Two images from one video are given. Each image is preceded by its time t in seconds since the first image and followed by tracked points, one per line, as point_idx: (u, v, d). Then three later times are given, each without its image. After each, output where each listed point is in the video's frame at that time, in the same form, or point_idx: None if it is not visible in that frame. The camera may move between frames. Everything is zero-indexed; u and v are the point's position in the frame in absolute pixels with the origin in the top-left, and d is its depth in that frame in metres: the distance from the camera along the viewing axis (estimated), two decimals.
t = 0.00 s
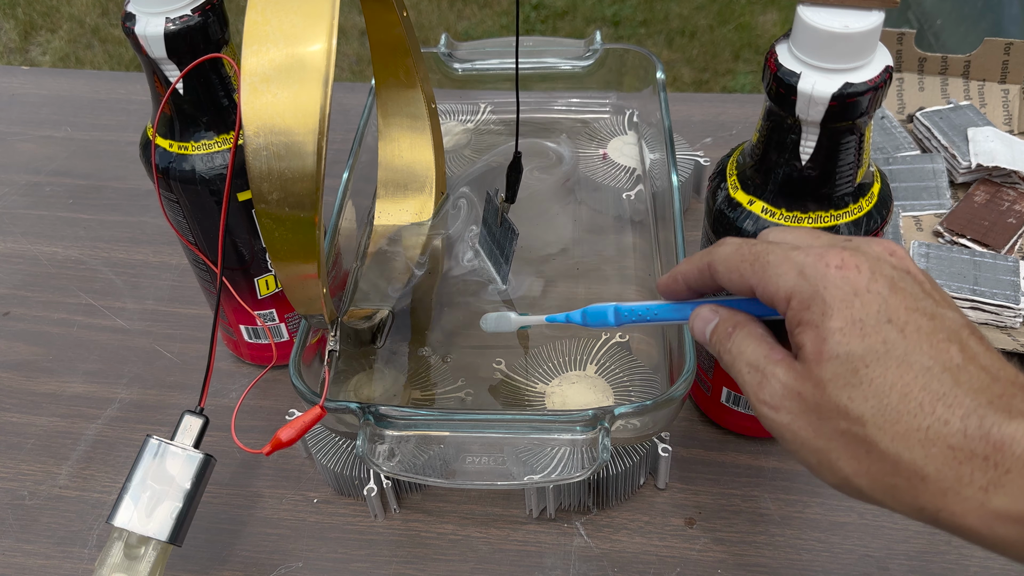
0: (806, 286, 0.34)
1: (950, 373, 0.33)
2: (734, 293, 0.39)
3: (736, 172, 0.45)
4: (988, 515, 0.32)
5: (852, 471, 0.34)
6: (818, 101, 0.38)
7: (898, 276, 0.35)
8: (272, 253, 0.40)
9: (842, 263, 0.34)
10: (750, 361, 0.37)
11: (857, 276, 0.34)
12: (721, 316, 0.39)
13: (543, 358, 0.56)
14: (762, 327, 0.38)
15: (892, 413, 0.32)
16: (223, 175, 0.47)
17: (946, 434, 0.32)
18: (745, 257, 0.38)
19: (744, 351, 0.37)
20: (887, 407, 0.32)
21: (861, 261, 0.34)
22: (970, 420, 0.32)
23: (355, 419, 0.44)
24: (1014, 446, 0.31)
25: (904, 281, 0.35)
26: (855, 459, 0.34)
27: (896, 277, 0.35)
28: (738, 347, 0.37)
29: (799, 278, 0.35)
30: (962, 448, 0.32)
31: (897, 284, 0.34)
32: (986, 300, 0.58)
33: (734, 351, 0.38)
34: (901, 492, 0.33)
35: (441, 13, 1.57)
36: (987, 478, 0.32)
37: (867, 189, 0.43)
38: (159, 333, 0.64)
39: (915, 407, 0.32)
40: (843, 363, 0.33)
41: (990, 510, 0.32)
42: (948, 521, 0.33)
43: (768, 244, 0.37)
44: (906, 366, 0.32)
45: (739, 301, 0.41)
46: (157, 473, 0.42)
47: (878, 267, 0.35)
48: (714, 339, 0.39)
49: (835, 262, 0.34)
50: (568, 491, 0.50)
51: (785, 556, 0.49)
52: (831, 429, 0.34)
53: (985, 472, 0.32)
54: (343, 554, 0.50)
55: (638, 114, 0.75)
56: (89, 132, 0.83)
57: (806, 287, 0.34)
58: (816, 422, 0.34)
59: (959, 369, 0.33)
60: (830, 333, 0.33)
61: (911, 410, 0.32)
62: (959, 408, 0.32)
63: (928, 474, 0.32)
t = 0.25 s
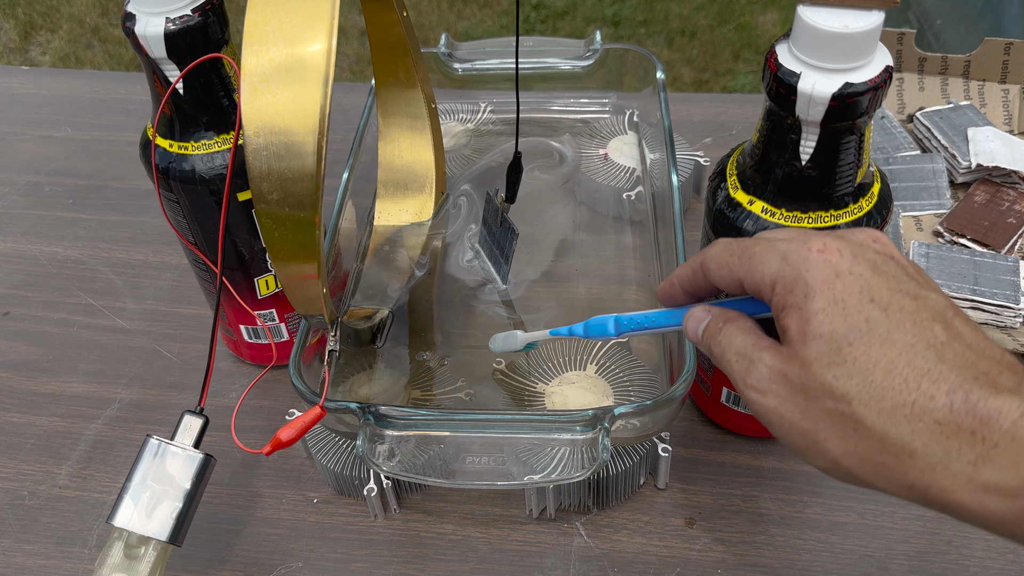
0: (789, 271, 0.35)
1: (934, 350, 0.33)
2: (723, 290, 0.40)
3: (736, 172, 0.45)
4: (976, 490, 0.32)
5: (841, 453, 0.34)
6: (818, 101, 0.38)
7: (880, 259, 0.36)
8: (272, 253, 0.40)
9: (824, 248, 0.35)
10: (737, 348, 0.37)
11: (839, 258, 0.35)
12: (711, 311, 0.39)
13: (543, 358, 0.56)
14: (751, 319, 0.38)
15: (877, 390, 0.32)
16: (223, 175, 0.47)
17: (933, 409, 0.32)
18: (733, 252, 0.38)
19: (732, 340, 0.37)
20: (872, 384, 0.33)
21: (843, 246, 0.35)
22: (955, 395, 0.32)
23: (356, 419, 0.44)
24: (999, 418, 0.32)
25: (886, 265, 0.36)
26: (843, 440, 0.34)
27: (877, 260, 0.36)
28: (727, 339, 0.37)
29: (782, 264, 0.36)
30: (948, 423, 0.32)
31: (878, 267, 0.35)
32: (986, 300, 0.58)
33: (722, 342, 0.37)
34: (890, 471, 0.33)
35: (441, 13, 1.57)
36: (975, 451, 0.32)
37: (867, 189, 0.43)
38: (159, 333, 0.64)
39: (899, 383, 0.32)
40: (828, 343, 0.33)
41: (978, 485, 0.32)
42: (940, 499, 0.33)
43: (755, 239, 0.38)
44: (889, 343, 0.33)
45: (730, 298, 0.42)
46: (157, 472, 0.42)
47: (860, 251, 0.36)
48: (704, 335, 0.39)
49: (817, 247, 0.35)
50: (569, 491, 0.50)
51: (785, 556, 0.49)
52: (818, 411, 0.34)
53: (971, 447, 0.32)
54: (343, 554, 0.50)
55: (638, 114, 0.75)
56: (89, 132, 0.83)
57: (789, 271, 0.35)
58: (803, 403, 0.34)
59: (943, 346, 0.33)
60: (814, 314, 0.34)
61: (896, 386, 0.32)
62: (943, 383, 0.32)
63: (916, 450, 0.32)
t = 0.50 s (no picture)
0: (748, 214, 0.35)
1: (883, 295, 0.33)
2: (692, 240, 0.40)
3: (736, 172, 0.45)
4: (910, 432, 0.33)
5: (783, 392, 0.34)
6: (818, 101, 0.38)
7: (839, 206, 0.36)
8: (272, 253, 0.40)
9: (784, 192, 0.35)
10: (696, 288, 0.37)
11: (797, 202, 0.35)
12: (676, 250, 0.40)
13: (543, 358, 0.56)
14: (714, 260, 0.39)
15: (822, 330, 0.33)
16: (223, 175, 0.47)
17: (875, 352, 0.32)
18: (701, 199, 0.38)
19: (692, 281, 0.37)
20: (818, 324, 0.33)
21: (802, 191, 0.35)
22: (898, 340, 0.32)
23: (356, 419, 0.44)
24: (938, 363, 0.32)
25: (845, 214, 0.36)
26: (786, 379, 0.34)
27: (836, 207, 0.36)
28: (689, 277, 0.38)
29: (743, 208, 0.36)
30: (889, 367, 0.32)
31: (836, 214, 0.35)
32: (986, 300, 0.58)
33: (683, 283, 0.38)
34: (828, 412, 0.33)
35: (441, 13, 1.57)
36: (912, 395, 0.32)
37: (867, 189, 0.43)
38: (159, 333, 0.64)
39: (845, 325, 0.33)
40: (779, 283, 0.33)
41: (912, 427, 0.32)
42: (874, 442, 0.33)
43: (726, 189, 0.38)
44: (839, 286, 0.33)
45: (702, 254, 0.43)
46: (157, 473, 0.41)
47: (820, 198, 0.36)
48: (665, 271, 0.39)
49: (777, 190, 0.35)
50: (569, 491, 0.50)
51: (785, 556, 0.49)
52: (764, 350, 0.34)
53: (909, 390, 0.32)
54: (343, 554, 0.50)
55: (638, 114, 0.75)
56: (89, 132, 0.83)
57: (748, 214, 0.35)
58: (751, 343, 0.35)
59: (893, 293, 0.34)
60: (768, 256, 0.34)
61: (842, 327, 0.33)
62: (888, 328, 0.33)
63: (855, 392, 0.33)
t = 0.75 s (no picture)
0: (711, 204, 0.35)
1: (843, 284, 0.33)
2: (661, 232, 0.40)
3: (736, 172, 0.45)
4: (869, 420, 0.32)
5: (744, 380, 0.34)
6: (818, 101, 0.38)
7: (801, 198, 0.36)
8: (272, 253, 0.40)
9: (748, 182, 0.36)
10: (661, 278, 0.37)
11: (760, 192, 0.35)
12: (645, 241, 0.40)
13: (543, 358, 0.56)
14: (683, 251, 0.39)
15: (781, 317, 0.33)
16: (223, 175, 0.47)
17: (835, 339, 0.32)
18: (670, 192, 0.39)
19: (658, 271, 0.37)
20: (777, 311, 0.33)
21: (766, 182, 0.36)
22: (857, 328, 0.32)
23: (356, 419, 0.44)
24: (898, 351, 0.32)
25: (809, 205, 0.36)
26: (747, 368, 0.34)
27: (800, 199, 0.36)
28: (655, 267, 0.38)
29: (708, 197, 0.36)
30: (848, 354, 0.32)
31: (799, 205, 0.36)
32: (986, 300, 0.58)
33: (650, 273, 0.38)
34: (788, 399, 0.33)
35: (441, 13, 1.57)
36: (872, 383, 0.32)
37: (867, 189, 0.43)
38: (159, 333, 0.64)
39: (804, 312, 0.33)
40: (740, 271, 0.33)
41: (872, 415, 0.32)
42: (833, 429, 0.33)
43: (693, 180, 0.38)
44: (800, 274, 0.33)
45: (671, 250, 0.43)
46: (157, 472, 0.41)
47: (783, 189, 0.36)
48: (636, 260, 0.39)
49: (742, 181, 0.35)
50: (569, 491, 0.50)
51: (785, 556, 0.49)
52: (725, 338, 0.34)
53: (868, 378, 0.32)
54: (343, 554, 0.50)
55: (638, 114, 0.75)
56: (89, 132, 0.83)
57: (711, 203, 0.35)
58: (713, 332, 0.34)
59: (853, 281, 0.34)
60: (731, 245, 0.34)
61: (802, 314, 0.33)
62: (847, 315, 0.33)
63: (815, 379, 0.32)
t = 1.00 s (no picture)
0: (647, 186, 0.38)
1: (778, 248, 0.36)
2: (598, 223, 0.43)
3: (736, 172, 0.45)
4: (812, 370, 0.34)
5: (692, 345, 0.36)
6: (818, 101, 0.38)
7: (731, 177, 0.39)
8: (272, 253, 0.40)
9: (680, 166, 0.39)
10: (606, 260, 0.39)
11: (692, 172, 0.38)
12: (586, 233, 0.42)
13: (544, 358, 0.56)
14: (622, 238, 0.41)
15: (722, 280, 0.35)
16: (223, 175, 0.47)
17: (775, 298, 0.34)
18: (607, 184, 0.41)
19: (602, 255, 0.39)
20: (718, 275, 0.35)
21: (697, 164, 0.39)
22: (795, 286, 0.35)
23: (356, 419, 0.44)
24: (835, 304, 0.34)
25: (740, 184, 0.39)
26: (694, 333, 0.36)
27: (730, 178, 0.39)
28: (598, 253, 0.40)
29: (643, 182, 0.39)
30: (788, 310, 0.34)
31: (729, 182, 0.38)
32: (986, 300, 0.58)
33: (593, 258, 0.40)
34: (735, 358, 0.35)
35: (441, 13, 1.57)
36: (812, 335, 0.34)
37: (868, 189, 0.43)
38: (159, 333, 0.64)
39: (744, 275, 0.35)
40: (680, 242, 0.36)
41: (814, 365, 0.34)
42: (781, 384, 0.35)
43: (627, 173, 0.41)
44: (736, 242, 0.36)
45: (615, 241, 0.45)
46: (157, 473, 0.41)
47: (714, 170, 0.39)
48: (577, 252, 0.41)
49: (675, 165, 0.38)
50: (569, 491, 0.50)
51: (785, 557, 0.49)
52: (672, 308, 0.36)
53: (809, 331, 0.34)
54: (342, 555, 0.50)
55: (638, 114, 0.75)
56: (89, 132, 0.83)
57: (647, 185, 0.38)
58: (659, 302, 0.36)
59: (787, 246, 0.36)
60: (669, 220, 0.36)
61: (742, 277, 0.35)
62: (784, 275, 0.35)
63: (759, 336, 0.34)
